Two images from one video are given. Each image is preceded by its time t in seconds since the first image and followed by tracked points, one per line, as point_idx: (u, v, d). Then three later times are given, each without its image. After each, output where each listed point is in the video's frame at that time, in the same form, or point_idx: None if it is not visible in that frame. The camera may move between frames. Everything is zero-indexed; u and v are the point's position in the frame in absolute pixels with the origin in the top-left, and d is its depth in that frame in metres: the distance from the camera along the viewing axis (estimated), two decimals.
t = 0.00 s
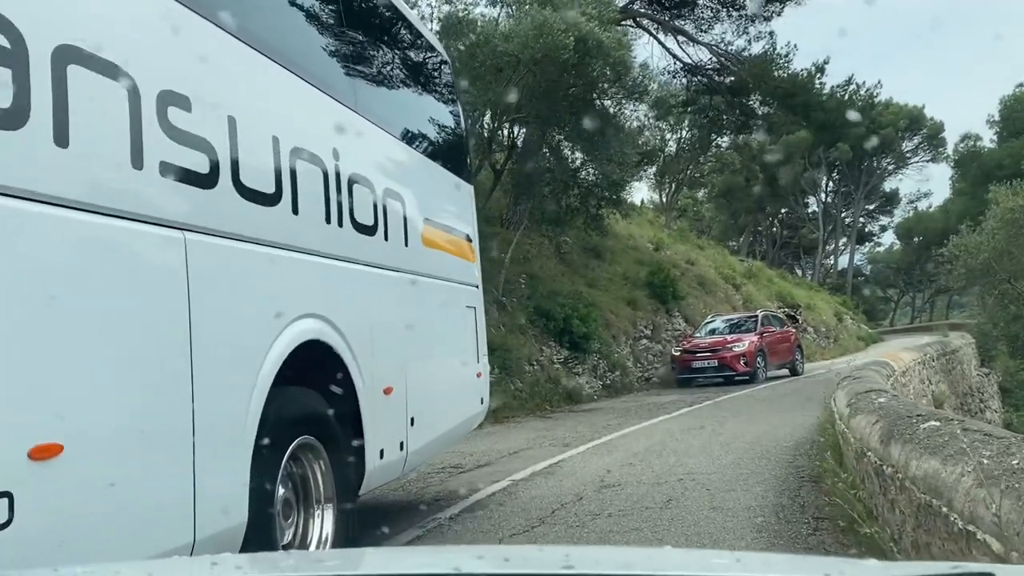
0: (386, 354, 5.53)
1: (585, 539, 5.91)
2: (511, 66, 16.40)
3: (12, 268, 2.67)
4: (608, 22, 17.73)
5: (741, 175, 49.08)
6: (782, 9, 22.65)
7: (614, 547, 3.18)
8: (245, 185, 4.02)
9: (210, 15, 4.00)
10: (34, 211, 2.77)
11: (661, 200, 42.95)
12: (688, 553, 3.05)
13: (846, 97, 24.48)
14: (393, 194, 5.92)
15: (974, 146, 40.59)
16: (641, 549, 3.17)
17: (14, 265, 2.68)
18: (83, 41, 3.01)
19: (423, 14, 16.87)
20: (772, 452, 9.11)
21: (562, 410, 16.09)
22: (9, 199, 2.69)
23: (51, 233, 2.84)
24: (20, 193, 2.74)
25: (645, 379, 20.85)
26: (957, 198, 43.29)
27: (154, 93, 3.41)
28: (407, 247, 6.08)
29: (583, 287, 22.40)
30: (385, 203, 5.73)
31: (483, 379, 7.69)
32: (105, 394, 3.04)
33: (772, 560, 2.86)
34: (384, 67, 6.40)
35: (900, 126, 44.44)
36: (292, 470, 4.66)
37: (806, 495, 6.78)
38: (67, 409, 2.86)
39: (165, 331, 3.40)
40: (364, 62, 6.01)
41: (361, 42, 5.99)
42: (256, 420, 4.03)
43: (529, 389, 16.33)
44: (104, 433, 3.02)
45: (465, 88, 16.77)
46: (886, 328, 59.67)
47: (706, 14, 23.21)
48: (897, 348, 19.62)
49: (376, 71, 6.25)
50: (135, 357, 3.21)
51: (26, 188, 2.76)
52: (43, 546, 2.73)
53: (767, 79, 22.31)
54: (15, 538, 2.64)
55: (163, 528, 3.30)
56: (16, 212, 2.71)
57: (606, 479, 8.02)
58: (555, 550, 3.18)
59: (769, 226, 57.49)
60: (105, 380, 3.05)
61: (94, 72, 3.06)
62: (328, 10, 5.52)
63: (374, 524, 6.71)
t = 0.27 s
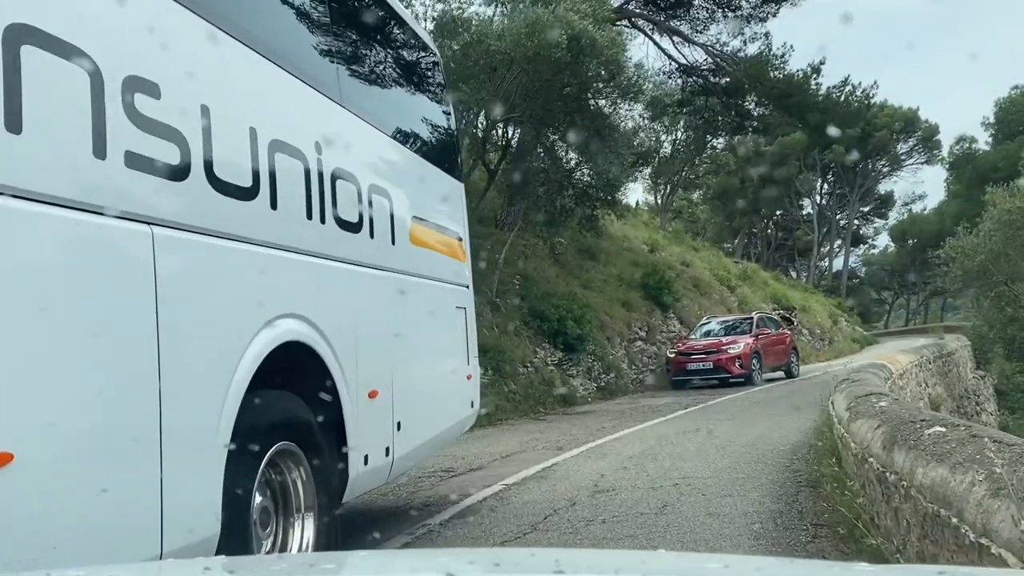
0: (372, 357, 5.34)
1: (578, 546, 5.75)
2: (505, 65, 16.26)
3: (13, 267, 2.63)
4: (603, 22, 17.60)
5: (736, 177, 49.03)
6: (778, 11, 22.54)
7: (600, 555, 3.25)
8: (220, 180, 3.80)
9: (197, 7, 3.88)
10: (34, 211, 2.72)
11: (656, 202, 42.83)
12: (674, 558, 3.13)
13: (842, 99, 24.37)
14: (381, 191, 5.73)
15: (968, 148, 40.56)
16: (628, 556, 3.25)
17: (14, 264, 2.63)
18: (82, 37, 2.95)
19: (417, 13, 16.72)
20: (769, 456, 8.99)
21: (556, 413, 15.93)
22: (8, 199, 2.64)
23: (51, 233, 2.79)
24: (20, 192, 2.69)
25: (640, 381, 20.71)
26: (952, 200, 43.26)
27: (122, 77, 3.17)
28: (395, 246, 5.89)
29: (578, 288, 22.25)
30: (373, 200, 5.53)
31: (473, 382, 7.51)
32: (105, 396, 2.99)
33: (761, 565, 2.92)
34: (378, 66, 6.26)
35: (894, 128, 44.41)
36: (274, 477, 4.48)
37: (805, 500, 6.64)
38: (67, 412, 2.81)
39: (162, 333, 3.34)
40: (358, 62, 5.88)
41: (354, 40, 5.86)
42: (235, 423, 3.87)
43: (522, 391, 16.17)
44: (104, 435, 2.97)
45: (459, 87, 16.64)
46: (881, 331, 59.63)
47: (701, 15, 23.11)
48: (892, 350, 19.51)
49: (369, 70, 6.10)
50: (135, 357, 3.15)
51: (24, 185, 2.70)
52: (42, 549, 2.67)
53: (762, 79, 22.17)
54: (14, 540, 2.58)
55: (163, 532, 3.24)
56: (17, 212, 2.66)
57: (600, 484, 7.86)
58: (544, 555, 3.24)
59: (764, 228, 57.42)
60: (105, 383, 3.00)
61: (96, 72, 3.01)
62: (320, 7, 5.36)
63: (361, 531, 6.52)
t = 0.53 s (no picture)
0: (355, 359, 5.12)
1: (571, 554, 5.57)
2: (498, 64, 16.09)
3: (13, 268, 2.58)
4: (598, 21, 17.43)
5: (730, 179, 48.95)
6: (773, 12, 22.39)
7: (595, 557, 3.32)
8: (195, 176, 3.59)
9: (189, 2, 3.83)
10: (36, 210, 2.69)
11: (651, 203, 42.68)
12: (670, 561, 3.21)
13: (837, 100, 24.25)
14: (367, 187, 5.50)
15: (962, 151, 40.55)
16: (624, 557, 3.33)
17: (15, 262, 2.60)
18: (82, 36, 2.91)
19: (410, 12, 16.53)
20: (765, 460, 8.84)
21: (550, 415, 15.76)
22: (10, 197, 2.60)
23: (51, 233, 2.75)
24: (25, 193, 2.66)
25: (634, 384, 20.55)
26: (946, 203, 43.23)
27: (84, 57, 2.92)
28: (381, 244, 5.67)
29: (571, 290, 22.08)
30: (357, 196, 5.30)
31: (462, 385, 7.30)
32: (103, 398, 2.94)
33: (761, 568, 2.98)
34: (370, 65, 6.09)
35: (888, 131, 44.38)
36: (251, 484, 4.36)
37: (803, 506, 6.49)
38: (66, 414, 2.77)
39: (156, 334, 3.29)
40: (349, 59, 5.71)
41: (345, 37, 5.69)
42: (209, 428, 3.71)
43: (515, 394, 15.98)
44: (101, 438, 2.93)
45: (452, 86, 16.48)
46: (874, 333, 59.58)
47: (696, 16, 22.96)
48: (888, 353, 19.40)
49: (360, 68, 5.93)
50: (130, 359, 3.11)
51: (28, 184, 2.67)
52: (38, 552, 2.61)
53: (757, 80, 21.99)
54: (14, 539, 2.52)
55: (157, 536, 3.20)
56: (21, 212, 2.63)
57: (593, 489, 7.70)
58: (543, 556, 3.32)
59: (758, 230, 57.33)
60: (102, 385, 2.96)
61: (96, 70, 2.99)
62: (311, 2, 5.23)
63: (346, 537, 6.33)
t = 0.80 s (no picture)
0: (332, 359, 4.82)
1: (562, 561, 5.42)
2: (492, 62, 15.97)
3: None
4: (592, 20, 17.30)
5: (724, 181, 48.87)
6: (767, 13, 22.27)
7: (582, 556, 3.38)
8: (149, 158, 3.32)
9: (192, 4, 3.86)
10: (7, 200, 2.59)
11: (645, 205, 42.56)
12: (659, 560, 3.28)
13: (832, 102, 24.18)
14: (346, 179, 5.20)
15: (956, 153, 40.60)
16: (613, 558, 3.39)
17: None
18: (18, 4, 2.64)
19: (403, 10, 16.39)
20: (760, 463, 8.71)
21: (542, 417, 15.60)
22: None
23: (43, 227, 2.74)
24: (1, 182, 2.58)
25: (628, 385, 20.42)
26: (940, 206, 43.24)
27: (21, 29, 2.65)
28: (362, 239, 5.36)
29: (565, 290, 21.93)
30: (336, 188, 5.00)
31: (451, 388, 6.98)
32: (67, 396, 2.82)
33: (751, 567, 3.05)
34: (358, 61, 5.95)
35: (881, 133, 44.39)
36: (218, 493, 4.04)
37: (801, 511, 6.35)
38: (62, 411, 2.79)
39: (144, 336, 3.27)
40: (337, 56, 5.58)
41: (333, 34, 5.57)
42: (171, 429, 3.47)
43: (508, 395, 15.82)
44: (92, 439, 2.94)
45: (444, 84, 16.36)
46: (867, 336, 59.59)
47: (691, 16, 22.87)
48: (883, 355, 19.30)
49: (349, 65, 5.78)
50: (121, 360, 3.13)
51: (32, 184, 2.70)
52: None
53: (752, 81, 21.78)
54: None
55: (107, 543, 2.99)
56: None
57: (586, 493, 7.56)
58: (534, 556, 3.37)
59: (751, 232, 57.27)
60: (78, 383, 2.88)
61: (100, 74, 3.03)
62: None
63: (332, 543, 6.15)
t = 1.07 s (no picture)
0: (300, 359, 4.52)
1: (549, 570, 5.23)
2: (483, 58, 15.77)
3: None
4: (584, 17, 17.09)
5: (717, 181, 48.74)
6: (762, 11, 21.98)
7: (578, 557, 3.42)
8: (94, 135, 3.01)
9: None
10: None
11: (637, 205, 42.38)
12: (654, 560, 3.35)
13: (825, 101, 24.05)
14: (317, 168, 4.90)
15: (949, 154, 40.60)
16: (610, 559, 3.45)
17: None
18: None
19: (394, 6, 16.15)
20: (754, 466, 8.54)
21: (533, 418, 15.40)
22: None
23: None
24: None
25: (619, 386, 20.23)
26: (932, 207, 43.22)
27: None
28: (335, 232, 5.06)
29: (556, 290, 21.73)
30: (306, 177, 4.70)
31: (431, 389, 6.68)
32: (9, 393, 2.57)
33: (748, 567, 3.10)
34: (341, 56, 5.76)
35: (874, 135, 44.33)
36: (174, 501, 3.77)
37: (795, 517, 6.17)
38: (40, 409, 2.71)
39: (96, 331, 3.00)
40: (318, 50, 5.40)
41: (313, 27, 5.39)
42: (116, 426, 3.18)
43: (498, 396, 15.60)
44: (77, 438, 2.86)
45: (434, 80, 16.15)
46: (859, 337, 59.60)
47: (684, 15, 22.70)
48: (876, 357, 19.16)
49: (331, 59, 5.59)
50: (104, 357, 3.03)
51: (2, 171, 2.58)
52: None
53: (745, 80, 21.43)
54: None
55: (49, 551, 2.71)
56: None
57: (575, 498, 7.36)
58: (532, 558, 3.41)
59: (743, 232, 57.18)
60: (21, 378, 2.62)
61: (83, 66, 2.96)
62: None
63: (310, 550, 5.93)
